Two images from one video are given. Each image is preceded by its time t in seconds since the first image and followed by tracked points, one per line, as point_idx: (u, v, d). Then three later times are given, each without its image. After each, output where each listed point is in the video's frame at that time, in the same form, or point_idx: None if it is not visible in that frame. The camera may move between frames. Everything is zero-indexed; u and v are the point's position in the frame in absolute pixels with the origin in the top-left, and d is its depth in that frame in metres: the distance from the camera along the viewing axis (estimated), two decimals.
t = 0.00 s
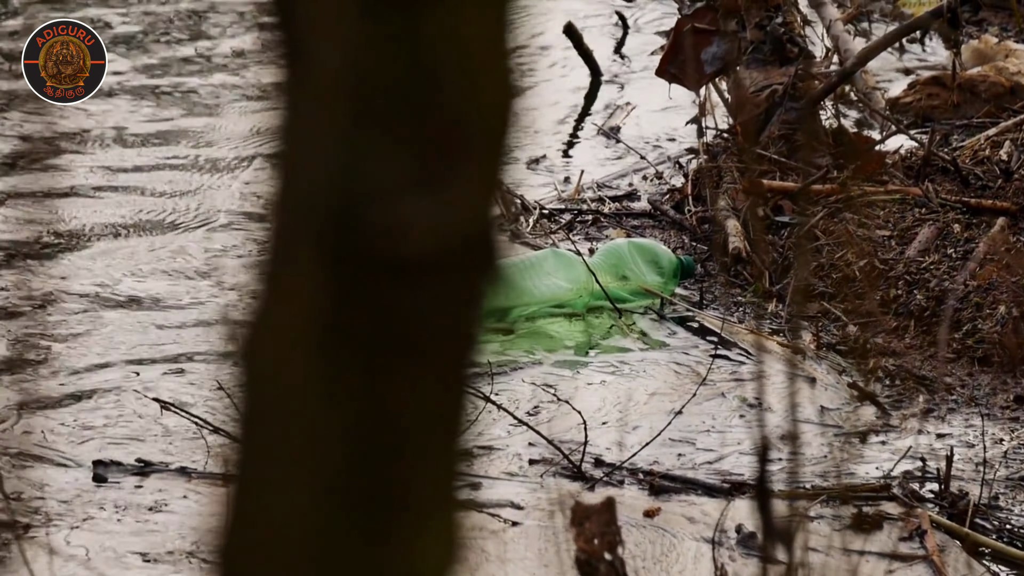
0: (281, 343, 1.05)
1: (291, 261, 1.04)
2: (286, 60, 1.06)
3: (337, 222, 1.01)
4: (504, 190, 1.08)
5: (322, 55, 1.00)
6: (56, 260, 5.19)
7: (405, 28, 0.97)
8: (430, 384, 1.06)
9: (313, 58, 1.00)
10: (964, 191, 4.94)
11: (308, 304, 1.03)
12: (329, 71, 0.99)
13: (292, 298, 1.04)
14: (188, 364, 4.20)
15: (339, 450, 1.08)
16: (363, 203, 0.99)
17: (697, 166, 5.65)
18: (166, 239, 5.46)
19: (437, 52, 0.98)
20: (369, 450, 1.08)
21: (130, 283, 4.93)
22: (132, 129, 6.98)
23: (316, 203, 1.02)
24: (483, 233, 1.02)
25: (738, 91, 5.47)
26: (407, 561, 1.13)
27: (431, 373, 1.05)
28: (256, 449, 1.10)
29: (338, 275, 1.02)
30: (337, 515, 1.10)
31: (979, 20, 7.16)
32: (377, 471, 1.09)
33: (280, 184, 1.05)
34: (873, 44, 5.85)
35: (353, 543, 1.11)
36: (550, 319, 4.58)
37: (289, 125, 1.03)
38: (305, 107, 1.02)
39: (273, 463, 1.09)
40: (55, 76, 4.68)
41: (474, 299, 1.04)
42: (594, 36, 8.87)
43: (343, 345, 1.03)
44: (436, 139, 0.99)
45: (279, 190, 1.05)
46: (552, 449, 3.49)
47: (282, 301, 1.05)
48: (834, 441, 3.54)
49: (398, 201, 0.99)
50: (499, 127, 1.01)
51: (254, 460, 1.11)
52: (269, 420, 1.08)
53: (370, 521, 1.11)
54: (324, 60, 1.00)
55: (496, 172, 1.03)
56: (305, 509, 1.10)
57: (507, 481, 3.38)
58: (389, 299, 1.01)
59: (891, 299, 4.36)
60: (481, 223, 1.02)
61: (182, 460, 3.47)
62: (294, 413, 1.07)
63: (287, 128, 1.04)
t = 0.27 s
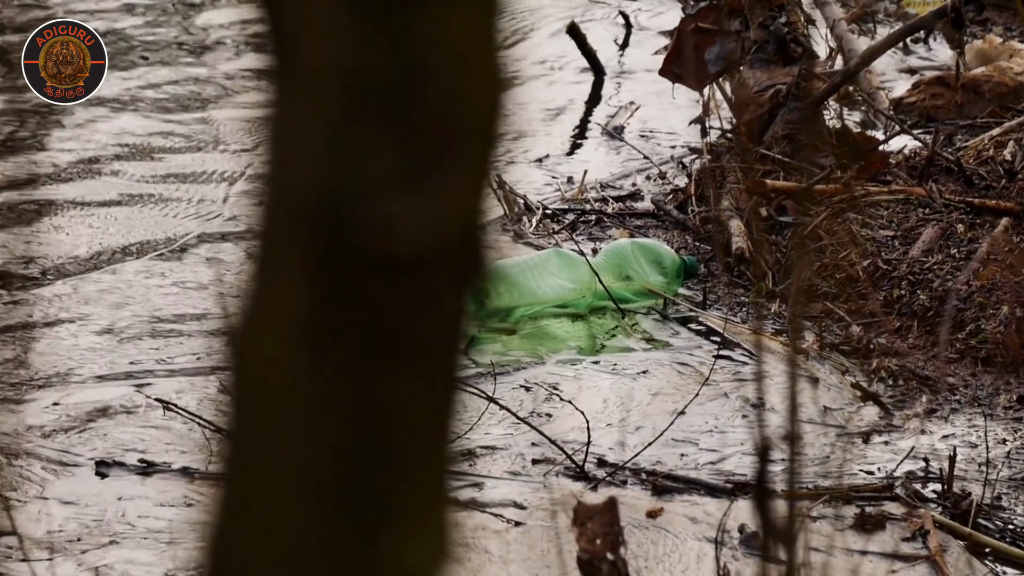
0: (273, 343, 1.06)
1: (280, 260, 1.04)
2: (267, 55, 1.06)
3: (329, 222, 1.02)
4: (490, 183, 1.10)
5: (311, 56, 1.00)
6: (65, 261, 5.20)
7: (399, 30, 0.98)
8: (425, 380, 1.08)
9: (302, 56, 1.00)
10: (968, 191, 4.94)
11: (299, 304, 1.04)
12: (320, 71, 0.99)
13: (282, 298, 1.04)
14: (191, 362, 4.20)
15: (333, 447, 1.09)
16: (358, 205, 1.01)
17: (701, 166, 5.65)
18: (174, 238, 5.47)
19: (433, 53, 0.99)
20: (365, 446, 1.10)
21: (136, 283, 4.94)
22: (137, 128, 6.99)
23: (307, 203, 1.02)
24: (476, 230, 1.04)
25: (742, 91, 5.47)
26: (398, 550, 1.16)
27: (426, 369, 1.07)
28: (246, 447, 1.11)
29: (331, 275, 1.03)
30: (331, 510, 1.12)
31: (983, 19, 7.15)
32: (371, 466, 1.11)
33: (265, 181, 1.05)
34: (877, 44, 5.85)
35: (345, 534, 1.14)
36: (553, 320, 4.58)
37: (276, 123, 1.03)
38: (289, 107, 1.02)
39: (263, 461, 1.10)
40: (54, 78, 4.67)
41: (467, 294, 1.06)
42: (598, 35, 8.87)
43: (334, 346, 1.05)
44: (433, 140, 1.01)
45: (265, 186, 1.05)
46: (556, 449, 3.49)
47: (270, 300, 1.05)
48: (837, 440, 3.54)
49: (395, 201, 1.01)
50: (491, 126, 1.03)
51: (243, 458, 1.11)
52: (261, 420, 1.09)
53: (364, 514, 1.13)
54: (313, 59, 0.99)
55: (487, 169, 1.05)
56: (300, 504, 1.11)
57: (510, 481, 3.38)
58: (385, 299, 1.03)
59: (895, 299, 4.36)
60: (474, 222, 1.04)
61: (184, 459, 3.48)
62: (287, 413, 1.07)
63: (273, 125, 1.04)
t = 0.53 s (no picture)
0: (262, 337, 1.08)
1: (269, 255, 1.06)
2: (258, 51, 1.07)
3: (315, 219, 1.03)
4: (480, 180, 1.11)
5: (296, 55, 1.01)
6: (70, 258, 5.20)
7: (384, 30, 0.99)
8: (413, 376, 1.10)
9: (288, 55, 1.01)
10: (971, 191, 4.94)
11: (286, 299, 1.06)
12: (305, 71, 1.01)
13: (271, 290, 1.06)
14: (193, 361, 4.20)
15: (322, 440, 1.11)
16: (344, 203, 1.02)
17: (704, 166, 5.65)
18: (178, 235, 5.47)
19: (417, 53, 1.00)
20: (353, 439, 1.11)
21: (140, 281, 4.94)
22: (141, 125, 6.99)
23: (293, 201, 1.04)
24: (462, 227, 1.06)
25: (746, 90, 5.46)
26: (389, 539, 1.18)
27: (413, 364, 1.09)
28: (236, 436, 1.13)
29: (317, 271, 1.05)
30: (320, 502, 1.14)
31: (987, 20, 7.15)
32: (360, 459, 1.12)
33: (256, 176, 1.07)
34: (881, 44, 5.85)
35: (335, 526, 1.16)
36: (557, 320, 4.59)
37: (265, 119, 1.05)
38: (279, 102, 1.03)
39: (255, 452, 1.13)
40: (54, 81, 4.69)
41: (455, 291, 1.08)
42: (602, 35, 8.87)
43: (322, 339, 1.06)
44: (418, 139, 1.02)
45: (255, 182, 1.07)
46: (559, 449, 3.49)
47: (259, 294, 1.07)
48: (840, 441, 3.54)
49: (381, 199, 1.02)
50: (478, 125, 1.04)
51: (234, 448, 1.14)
52: (251, 412, 1.11)
53: (353, 507, 1.14)
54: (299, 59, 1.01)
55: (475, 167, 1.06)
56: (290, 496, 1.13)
57: (513, 481, 3.38)
58: (372, 295, 1.05)
59: (898, 299, 4.37)
60: (461, 217, 1.05)
61: (187, 459, 3.48)
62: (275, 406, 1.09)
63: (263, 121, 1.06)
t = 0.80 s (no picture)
0: (247, 341, 1.02)
1: (254, 253, 1.01)
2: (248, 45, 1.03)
3: (303, 215, 0.98)
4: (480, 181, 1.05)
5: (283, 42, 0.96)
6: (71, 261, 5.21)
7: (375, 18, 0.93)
8: (403, 387, 1.03)
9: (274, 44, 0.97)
10: (974, 192, 4.94)
11: (270, 301, 1.00)
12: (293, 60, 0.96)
13: (257, 298, 1.01)
14: (195, 363, 4.21)
15: (309, 453, 1.05)
16: (330, 201, 0.97)
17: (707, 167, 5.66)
18: (178, 239, 5.48)
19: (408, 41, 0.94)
20: (339, 452, 1.05)
21: (142, 283, 4.95)
22: (144, 125, 7.00)
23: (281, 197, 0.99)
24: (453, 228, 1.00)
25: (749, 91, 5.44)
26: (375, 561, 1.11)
27: (404, 374, 1.03)
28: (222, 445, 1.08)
29: (302, 268, 0.99)
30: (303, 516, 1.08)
31: (990, 21, 7.15)
32: (346, 473, 1.06)
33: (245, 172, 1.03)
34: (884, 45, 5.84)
35: (320, 545, 1.09)
36: (559, 321, 4.59)
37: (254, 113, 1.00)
38: (266, 100, 0.98)
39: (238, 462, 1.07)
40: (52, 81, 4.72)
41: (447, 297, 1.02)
42: (605, 36, 8.88)
43: (309, 350, 1.01)
44: (410, 135, 0.96)
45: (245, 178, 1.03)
46: (561, 450, 3.50)
47: (245, 297, 1.02)
48: (843, 442, 3.54)
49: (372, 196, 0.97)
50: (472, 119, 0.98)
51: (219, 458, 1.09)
52: (235, 419, 1.06)
53: (339, 523, 1.08)
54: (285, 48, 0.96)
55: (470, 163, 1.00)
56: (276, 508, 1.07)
57: (515, 482, 3.39)
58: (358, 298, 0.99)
59: (901, 300, 4.37)
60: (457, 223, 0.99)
61: (189, 460, 3.49)
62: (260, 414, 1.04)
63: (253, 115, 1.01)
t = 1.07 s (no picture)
0: (242, 338, 1.10)
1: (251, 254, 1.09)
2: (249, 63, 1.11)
3: (298, 221, 1.06)
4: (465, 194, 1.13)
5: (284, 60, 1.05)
6: (71, 259, 5.20)
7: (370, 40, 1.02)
8: (397, 382, 1.10)
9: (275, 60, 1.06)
10: (976, 195, 4.94)
11: (266, 301, 1.08)
12: (293, 77, 1.05)
13: (253, 295, 1.09)
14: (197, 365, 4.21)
15: (303, 445, 1.12)
16: (324, 209, 1.06)
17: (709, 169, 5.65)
18: (173, 237, 5.47)
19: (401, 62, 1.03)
20: (331, 446, 1.12)
21: (144, 283, 4.95)
22: (145, 125, 6.98)
23: (279, 204, 1.07)
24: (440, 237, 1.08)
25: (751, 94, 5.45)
26: (365, 548, 1.19)
27: (393, 374, 1.10)
28: (217, 436, 1.15)
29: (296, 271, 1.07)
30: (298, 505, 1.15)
31: (993, 23, 7.14)
32: (338, 465, 1.13)
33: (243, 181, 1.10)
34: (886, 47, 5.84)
35: (314, 530, 1.17)
36: (562, 323, 4.59)
37: (253, 126, 1.08)
38: (264, 108, 1.07)
39: (235, 452, 1.14)
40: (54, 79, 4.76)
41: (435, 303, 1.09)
42: (607, 38, 8.87)
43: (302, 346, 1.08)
44: (400, 148, 1.04)
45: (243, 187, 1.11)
46: (563, 452, 3.50)
47: (243, 297, 1.10)
48: (845, 445, 3.54)
49: (363, 204, 1.05)
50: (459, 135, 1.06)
51: (214, 449, 1.16)
52: (231, 412, 1.13)
53: (330, 510, 1.16)
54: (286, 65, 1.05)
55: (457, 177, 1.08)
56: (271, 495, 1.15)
57: (517, 484, 3.39)
58: (348, 300, 1.06)
59: (903, 303, 4.36)
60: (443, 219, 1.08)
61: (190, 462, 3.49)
62: (256, 407, 1.11)
63: (251, 127, 1.09)
